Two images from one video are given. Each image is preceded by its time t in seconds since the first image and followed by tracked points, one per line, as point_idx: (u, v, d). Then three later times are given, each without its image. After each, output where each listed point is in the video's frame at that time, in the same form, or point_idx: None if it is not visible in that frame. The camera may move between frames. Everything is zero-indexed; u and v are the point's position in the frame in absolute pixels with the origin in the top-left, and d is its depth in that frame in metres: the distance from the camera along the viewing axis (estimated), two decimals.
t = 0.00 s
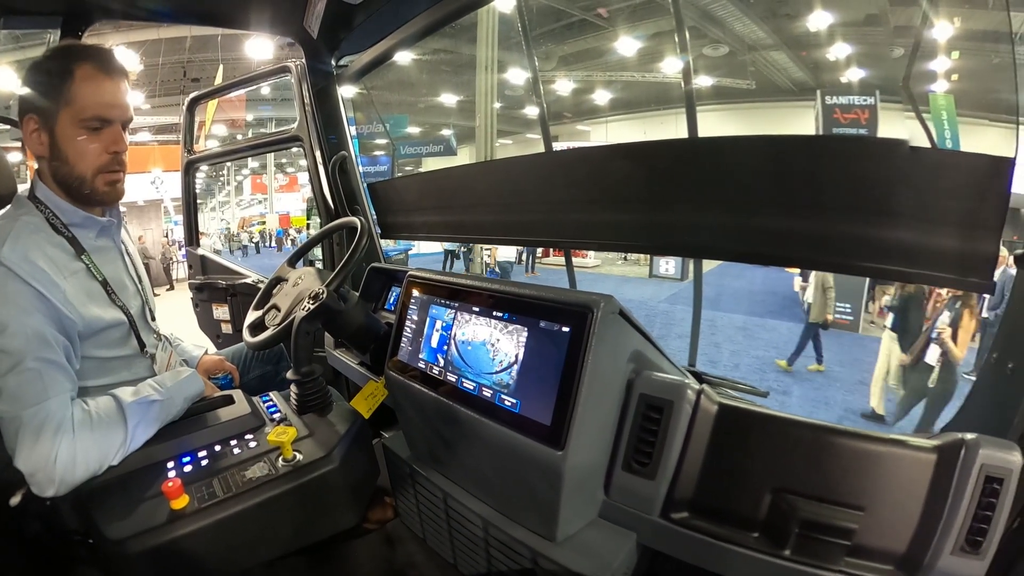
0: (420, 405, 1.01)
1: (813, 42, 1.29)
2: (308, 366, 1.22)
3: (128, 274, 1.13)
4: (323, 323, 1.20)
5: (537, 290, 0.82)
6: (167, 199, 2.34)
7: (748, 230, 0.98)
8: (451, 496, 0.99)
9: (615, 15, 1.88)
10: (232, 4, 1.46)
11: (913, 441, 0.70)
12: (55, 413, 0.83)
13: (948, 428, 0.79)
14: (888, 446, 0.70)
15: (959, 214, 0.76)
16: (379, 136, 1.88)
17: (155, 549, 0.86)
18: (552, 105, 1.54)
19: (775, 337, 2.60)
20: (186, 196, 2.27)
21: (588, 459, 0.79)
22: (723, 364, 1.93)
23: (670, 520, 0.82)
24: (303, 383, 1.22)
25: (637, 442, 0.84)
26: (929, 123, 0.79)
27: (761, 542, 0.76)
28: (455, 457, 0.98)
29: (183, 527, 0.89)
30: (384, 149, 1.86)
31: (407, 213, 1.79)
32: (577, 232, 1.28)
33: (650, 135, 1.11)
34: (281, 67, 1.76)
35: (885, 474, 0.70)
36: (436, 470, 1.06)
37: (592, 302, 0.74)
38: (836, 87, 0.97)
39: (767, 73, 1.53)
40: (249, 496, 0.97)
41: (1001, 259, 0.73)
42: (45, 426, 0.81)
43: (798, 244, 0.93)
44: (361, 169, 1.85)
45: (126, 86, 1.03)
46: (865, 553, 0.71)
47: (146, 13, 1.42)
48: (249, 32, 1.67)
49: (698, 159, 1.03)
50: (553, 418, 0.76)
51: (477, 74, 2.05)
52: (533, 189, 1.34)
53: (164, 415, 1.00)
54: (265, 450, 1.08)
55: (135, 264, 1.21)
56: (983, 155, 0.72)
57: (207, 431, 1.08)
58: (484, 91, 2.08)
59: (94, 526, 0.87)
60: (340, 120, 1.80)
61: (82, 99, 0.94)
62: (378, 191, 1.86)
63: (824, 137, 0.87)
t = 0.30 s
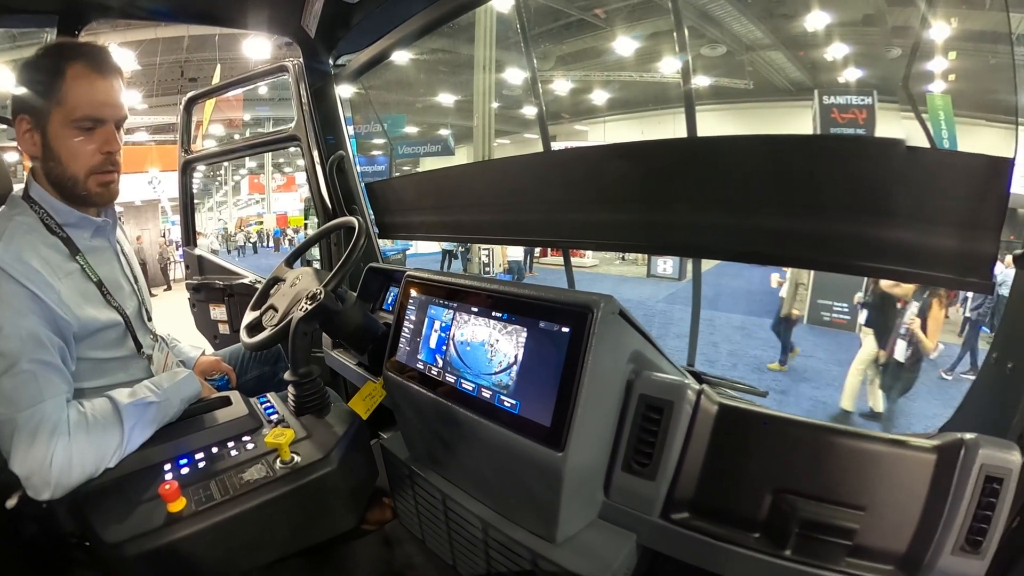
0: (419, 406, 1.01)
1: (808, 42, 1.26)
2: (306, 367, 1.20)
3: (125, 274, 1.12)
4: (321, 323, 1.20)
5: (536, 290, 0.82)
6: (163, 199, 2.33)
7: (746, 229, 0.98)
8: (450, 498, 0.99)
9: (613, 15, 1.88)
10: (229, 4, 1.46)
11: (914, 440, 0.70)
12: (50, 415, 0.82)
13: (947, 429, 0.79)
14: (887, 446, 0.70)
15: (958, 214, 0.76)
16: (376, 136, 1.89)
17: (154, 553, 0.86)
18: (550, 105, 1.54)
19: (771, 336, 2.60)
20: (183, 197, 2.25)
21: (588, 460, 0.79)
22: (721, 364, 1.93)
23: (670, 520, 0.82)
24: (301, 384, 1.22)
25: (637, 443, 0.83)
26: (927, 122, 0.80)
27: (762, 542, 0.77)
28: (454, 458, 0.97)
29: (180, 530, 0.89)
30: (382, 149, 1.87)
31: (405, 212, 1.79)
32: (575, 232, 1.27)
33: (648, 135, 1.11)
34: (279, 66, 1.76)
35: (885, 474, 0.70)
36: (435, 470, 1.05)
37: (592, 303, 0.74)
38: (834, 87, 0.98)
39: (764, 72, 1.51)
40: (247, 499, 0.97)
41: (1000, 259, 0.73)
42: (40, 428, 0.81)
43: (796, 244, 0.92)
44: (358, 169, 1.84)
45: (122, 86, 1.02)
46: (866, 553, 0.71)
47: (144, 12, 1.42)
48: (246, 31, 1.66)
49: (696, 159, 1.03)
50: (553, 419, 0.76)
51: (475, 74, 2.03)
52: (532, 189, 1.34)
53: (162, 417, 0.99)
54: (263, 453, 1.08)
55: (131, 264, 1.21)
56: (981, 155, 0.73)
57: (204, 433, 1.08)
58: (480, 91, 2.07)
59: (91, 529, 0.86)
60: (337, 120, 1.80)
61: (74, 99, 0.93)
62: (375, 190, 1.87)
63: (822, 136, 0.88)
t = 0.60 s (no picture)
0: (420, 407, 1.00)
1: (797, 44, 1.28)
2: (305, 369, 1.21)
3: (120, 274, 1.12)
4: (319, 324, 1.20)
5: (540, 291, 0.82)
6: (162, 199, 2.33)
7: (745, 229, 0.98)
8: (452, 499, 0.99)
9: (610, 16, 1.89)
10: (228, 4, 1.46)
11: (917, 441, 0.70)
12: (23, 423, 0.77)
13: (943, 428, 0.80)
14: (887, 445, 0.71)
15: (956, 215, 0.77)
16: (375, 136, 1.91)
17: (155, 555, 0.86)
18: (549, 105, 1.54)
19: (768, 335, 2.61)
20: (181, 197, 2.27)
21: (591, 462, 0.79)
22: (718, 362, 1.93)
23: (672, 521, 0.82)
24: (299, 385, 1.22)
25: (640, 444, 0.84)
26: (925, 124, 0.80)
27: (765, 542, 0.77)
28: (455, 459, 0.97)
29: (180, 536, 0.90)
30: (380, 149, 1.87)
31: (403, 212, 1.79)
32: (573, 232, 1.28)
33: (644, 135, 1.12)
34: (277, 66, 1.77)
35: (887, 474, 0.70)
36: (435, 471, 1.06)
37: (596, 303, 0.75)
38: (823, 88, 1.00)
39: (756, 73, 1.56)
40: (249, 502, 0.98)
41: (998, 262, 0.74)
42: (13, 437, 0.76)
43: (794, 244, 0.93)
44: (356, 169, 1.84)
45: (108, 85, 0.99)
46: (867, 552, 0.72)
47: (142, 12, 1.42)
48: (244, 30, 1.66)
49: (693, 159, 1.03)
50: (557, 420, 0.77)
51: (472, 74, 2.08)
52: (530, 189, 1.35)
53: (151, 413, 0.92)
54: (262, 456, 1.08)
55: (127, 263, 1.21)
56: (980, 157, 0.73)
57: (201, 437, 1.07)
58: (478, 91, 2.12)
59: (86, 532, 0.87)
60: (336, 120, 1.80)
61: (52, 102, 0.91)
62: (374, 190, 1.88)
63: (815, 137, 0.89)
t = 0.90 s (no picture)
0: (419, 407, 1.01)
1: (790, 47, 1.28)
2: (304, 369, 1.20)
3: (117, 276, 1.10)
4: (318, 324, 1.21)
5: (539, 291, 0.83)
6: (161, 201, 2.34)
7: (742, 229, 0.99)
8: (451, 498, 1.00)
9: (606, 18, 1.88)
10: (227, 6, 1.47)
11: (912, 438, 0.71)
12: (6, 434, 0.73)
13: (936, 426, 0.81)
14: (884, 443, 0.71)
15: (950, 216, 0.77)
16: (372, 138, 1.91)
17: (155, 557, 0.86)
18: (546, 107, 1.55)
19: (763, 334, 2.62)
20: (180, 199, 2.31)
21: (590, 462, 0.80)
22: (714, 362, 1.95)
23: (671, 519, 0.83)
24: (298, 386, 1.22)
25: (638, 443, 0.84)
26: (921, 125, 0.80)
27: (763, 540, 0.78)
28: (454, 459, 0.98)
29: (180, 538, 0.91)
30: (377, 150, 1.86)
31: (401, 212, 1.80)
32: (570, 232, 1.28)
33: (639, 136, 1.13)
34: (275, 67, 1.76)
35: (883, 471, 0.71)
36: (434, 470, 1.06)
37: (595, 303, 0.76)
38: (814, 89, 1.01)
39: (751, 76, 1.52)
40: (249, 504, 0.99)
41: (991, 262, 0.74)
42: None
43: (790, 245, 0.93)
44: (354, 170, 1.85)
45: (102, 84, 0.96)
46: (863, 549, 0.72)
47: (141, 12, 1.42)
48: (244, 31, 1.67)
49: (689, 160, 1.04)
50: (556, 420, 0.77)
51: (469, 76, 2.06)
52: (527, 190, 1.35)
53: (145, 427, 0.83)
54: (260, 458, 1.09)
55: (125, 266, 1.19)
56: (975, 158, 0.74)
57: (201, 438, 1.07)
58: (475, 92, 2.09)
59: (83, 534, 0.86)
60: (334, 121, 1.80)
61: (46, 103, 0.88)
62: (372, 191, 1.88)
63: (805, 137, 0.90)
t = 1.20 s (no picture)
0: (415, 406, 1.02)
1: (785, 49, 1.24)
2: (302, 369, 1.23)
3: (117, 277, 1.11)
4: (316, 324, 1.22)
5: (533, 292, 0.84)
6: (159, 202, 2.34)
7: (737, 228, 0.99)
8: (448, 496, 1.00)
9: (601, 21, 1.92)
10: (225, 9, 1.48)
11: (903, 435, 0.72)
12: (8, 433, 0.73)
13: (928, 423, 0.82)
14: (875, 440, 0.72)
15: (940, 215, 0.78)
16: (369, 139, 1.91)
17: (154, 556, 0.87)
18: (542, 108, 1.55)
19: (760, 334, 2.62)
20: (180, 200, 2.30)
21: (585, 459, 0.81)
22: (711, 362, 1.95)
23: (665, 515, 0.84)
24: (297, 385, 1.23)
25: (632, 440, 0.85)
26: (912, 127, 0.80)
27: (755, 535, 0.79)
28: (451, 457, 0.99)
29: (181, 535, 0.91)
30: (375, 152, 1.87)
31: (398, 213, 1.80)
32: (566, 233, 1.29)
33: (634, 137, 1.13)
34: (274, 69, 1.77)
35: (874, 467, 0.72)
36: (432, 468, 1.07)
37: (589, 303, 0.76)
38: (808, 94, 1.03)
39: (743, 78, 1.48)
40: (248, 502, 0.99)
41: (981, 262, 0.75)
42: None
43: (783, 245, 0.94)
44: (352, 172, 1.86)
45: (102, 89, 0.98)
46: (856, 544, 0.73)
47: (140, 14, 1.43)
48: (242, 34, 1.68)
49: (684, 162, 1.05)
50: (551, 418, 0.78)
51: (465, 78, 2.04)
52: (523, 192, 1.36)
53: (147, 427, 0.83)
54: (259, 456, 1.09)
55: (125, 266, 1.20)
56: (966, 159, 0.75)
57: (199, 437, 1.08)
58: (471, 95, 2.06)
59: (84, 533, 0.86)
60: (331, 123, 1.81)
61: (49, 108, 0.90)
62: (369, 193, 1.89)
63: (798, 139, 0.91)
